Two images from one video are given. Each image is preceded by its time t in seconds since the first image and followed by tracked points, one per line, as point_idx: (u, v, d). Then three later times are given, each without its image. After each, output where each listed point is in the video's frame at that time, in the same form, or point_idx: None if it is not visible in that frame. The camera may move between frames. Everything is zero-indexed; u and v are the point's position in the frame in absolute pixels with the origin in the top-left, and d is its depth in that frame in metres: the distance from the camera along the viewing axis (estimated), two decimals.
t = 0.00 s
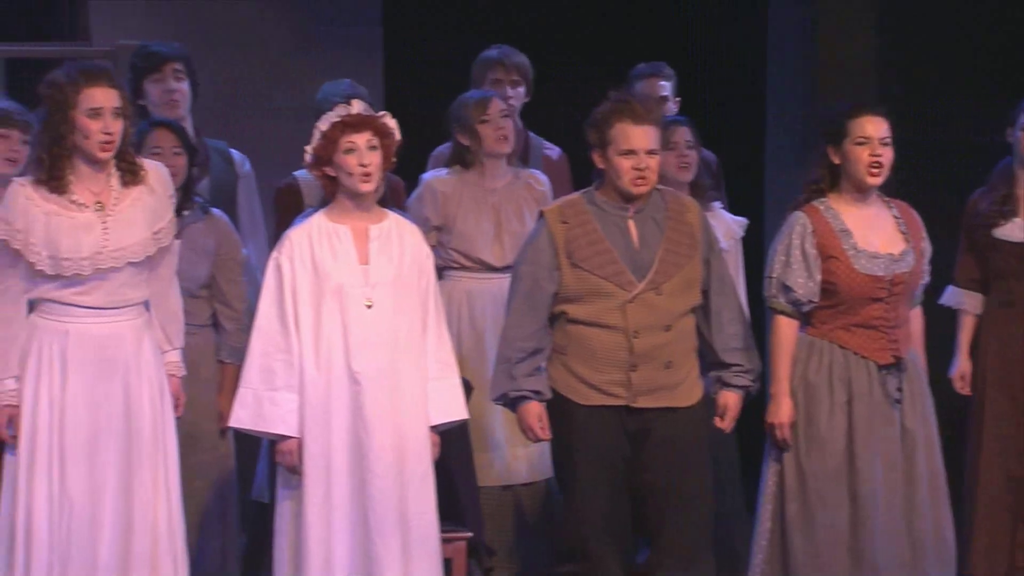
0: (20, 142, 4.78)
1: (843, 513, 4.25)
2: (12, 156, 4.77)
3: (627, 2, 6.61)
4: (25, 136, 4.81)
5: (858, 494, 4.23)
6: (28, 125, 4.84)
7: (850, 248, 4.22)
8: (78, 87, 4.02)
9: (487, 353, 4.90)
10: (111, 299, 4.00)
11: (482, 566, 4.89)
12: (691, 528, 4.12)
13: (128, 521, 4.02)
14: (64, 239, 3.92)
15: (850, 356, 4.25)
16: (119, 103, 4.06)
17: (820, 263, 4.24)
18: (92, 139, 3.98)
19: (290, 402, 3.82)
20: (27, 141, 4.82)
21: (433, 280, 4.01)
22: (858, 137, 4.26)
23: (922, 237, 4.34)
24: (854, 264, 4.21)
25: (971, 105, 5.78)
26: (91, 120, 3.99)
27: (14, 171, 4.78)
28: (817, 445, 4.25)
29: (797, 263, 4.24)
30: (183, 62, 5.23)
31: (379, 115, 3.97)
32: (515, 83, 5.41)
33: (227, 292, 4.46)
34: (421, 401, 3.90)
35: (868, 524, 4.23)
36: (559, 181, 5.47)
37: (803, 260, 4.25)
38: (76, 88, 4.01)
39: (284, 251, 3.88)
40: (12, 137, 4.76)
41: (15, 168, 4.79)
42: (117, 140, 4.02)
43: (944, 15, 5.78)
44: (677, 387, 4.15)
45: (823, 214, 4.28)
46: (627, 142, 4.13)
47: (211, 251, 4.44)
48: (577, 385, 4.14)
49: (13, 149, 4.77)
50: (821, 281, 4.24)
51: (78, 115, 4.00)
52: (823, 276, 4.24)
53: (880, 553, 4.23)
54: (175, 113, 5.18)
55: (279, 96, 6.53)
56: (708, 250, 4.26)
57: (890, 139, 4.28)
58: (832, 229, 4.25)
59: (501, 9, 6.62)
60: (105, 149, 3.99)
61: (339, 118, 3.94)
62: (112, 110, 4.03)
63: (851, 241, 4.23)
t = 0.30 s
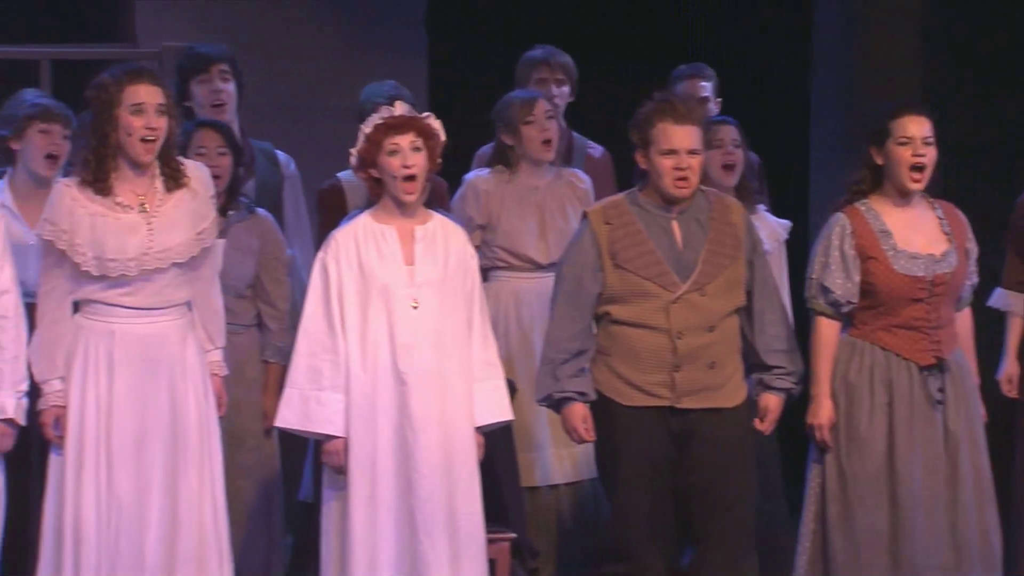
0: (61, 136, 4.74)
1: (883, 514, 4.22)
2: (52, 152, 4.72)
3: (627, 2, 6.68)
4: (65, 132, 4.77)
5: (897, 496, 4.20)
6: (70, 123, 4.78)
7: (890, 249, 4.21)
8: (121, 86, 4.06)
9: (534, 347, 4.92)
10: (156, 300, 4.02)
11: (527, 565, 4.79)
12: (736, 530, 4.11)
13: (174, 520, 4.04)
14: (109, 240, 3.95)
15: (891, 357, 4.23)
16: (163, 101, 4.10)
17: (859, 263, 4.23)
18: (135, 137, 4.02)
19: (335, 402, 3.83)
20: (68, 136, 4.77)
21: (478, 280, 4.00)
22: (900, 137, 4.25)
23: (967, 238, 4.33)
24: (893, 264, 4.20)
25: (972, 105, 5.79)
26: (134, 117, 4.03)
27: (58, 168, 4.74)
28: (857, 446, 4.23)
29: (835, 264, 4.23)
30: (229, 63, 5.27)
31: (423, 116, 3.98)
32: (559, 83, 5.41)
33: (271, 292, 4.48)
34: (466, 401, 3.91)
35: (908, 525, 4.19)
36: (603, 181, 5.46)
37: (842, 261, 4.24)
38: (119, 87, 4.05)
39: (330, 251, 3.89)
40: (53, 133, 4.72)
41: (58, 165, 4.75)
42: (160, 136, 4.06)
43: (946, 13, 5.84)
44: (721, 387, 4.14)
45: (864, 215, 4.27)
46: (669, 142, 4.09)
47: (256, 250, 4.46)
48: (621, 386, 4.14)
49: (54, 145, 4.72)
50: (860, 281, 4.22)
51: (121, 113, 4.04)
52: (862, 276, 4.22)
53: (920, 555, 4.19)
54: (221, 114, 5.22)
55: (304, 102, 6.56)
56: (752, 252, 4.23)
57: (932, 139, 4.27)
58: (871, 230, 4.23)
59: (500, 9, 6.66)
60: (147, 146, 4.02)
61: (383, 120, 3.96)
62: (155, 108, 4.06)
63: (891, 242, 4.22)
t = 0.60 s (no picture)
0: (106, 137, 4.77)
1: (926, 516, 4.20)
2: (97, 151, 4.76)
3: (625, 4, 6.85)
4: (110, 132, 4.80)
5: (942, 498, 4.17)
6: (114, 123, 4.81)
7: (932, 248, 4.19)
8: (167, 93, 4.05)
9: (577, 345, 4.90)
10: (201, 301, 4.04)
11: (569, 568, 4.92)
12: (780, 532, 4.10)
13: (221, 521, 4.06)
14: (154, 241, 3.97)
15: (935, 358, 4.20)
16: (207, 110, 4.09)
17: (901, 264, 4.21)
18: (179, 145, 4.03)
19: (381, 404, 3.84)
20: (113, 137, 4.80)
21: (524, 281, 4.00)
22: (943, 141, 4.21)
23: (1012, 240, 4.28)
24: (935, 264, 4.17)
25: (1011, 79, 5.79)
26: (177, 127, 4.04)
27: (102, 167, 4.78)
28: (901, 447, 4.20)
29: (877, 265, 4.22)
30: (275, 65, 5.31)
31: (467, 117, 3.98)
32: (603, 83, 5.40)
33: (315, 293, 4.49)
34: (512, 401, 3.91)
35: (952, 528, 4.16)
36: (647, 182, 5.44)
37: (883, 262, 4.22)
38: (165, 94, 4.05)
39: (377, 254, 3.91)
40: (98, 133, 4.75)
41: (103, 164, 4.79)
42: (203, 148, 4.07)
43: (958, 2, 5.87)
44: (764, 390, 4.12)
45: (906, 215, 4.25)
46: (714, 144, 4.08)
47: (299, 251, 4.48)
48: (664, 388, 4.13)
49: (99, 145, 4.76)
50: (903, 282, 4.20)
51: (166, 122, 4.04)
52: (904, 277, 4.20)
53: (965, 557, 4.16)
54: (266, 115, 5.25)
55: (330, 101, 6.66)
56: (796, 253, 4.23)
57: (976, 142, 4.22)
58: (913, 230, 4.21)
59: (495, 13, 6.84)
60: (190, 155, 4.03)
61: (428, 121, 3.96)
62: (199, 117, 4.06)
63: (933, 242, 4.19)
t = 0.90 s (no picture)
0: (152, 139, 4.78)
1: (967, 516, 4.17)
2: (143, 153, 4.77)
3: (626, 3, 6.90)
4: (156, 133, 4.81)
5: (984, 498, 4.14)
6: (160, 125, 4.83)
7: (974, 247, 4.16)
8: (209, 94, 4.08)
9: (618, 351, 4.90)
10: (245, 302, 4.06)
11: (612, 569, 4.90)
12: (823, 534, 4.08)
13: (265, 521, 4.08)
14: (199, 242, 3.99)
15: (976, 357, 4.17)
16: (250, 111, 4.11)
17: (942, 262, 4.18)
18: (219, 146, 4.05)
19: (426, 406, 3.86)
20: (159, 138, 4.82)
21: (570, 280, 4.02)
22: (988, 149, 4.16)
23: None
24: (977, 262, 4.15)
25: None
26: (218, 127, 4.05)
27: (148, 169, 4.79)
28: (943, 447, 4.18)
29: (918, 263, 4.20)
30: (329, 70, 5.33)
31: (515, 117, 4.03)
32: (646, 83, 5.39)
33: (358, 294, 4.49)
34: (559, 403, 3.91)
35: (995, 528, 4.13)
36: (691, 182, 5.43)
37: (924, 259, 4.20)
38: (207, 95, 4.08)
39: (423, 255, 3.93)
40: (144, 135, 4.77)
41: (149, 166, 4.80)
42: (244, 148, 4.08)
43: None
44: (807, 391, 4.11)
45: (950, 216, 4.22)
46: (754, 145, 4.03)
47: (343, 253, 4.48)
48: (707, 389, 4.13)
49: (146, 146, 4.77)
50: (944, 280, 4.18)
51: (209, 122, 4.07)
52: (944, 275, 4.18)
53: (1007, 557, 4.13)
54: (316, 120, 5.27)
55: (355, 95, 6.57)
56: (840, 254, 4.20)
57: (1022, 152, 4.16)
58: (955, 229, 4.18)
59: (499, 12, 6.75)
60: (232, 155, 4.05)
61: (477, 120, 4.01)
62: (241, 117, 4.08)
63: (975, 241, 4.16)
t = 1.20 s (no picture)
0: (190, 138, 4.81)
1: (1005, 516, 4.15)
2: (182, 153, 4.80)
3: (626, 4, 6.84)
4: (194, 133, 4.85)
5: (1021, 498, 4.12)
6: (198, 125, 4.87)
7: (1011, 245, 4.14)
8: (245, 90, 4.14)
9: (652, 356, 4.89)
10: (284, 303, 4.08)
11: (649, 568, 4.90)
12: (860, 535, 4.08)
13: (302, 521, 4.10)
14: (238, 244, 4.02)
15: (1014, 357, 4.14)
16: (286, 105, 4.16)
17: (979, 261, 4.17)
18: (255, 141, 4.09)
19: (467, 407, 3.91)
20: (197, 138, 4.85)
21: (612, 280, 4.06)
22: None
23: None
24: (1013, 260, 4.13)
25: None
26: (254, 121, 4.10)
27: (186, 169, 4.82)
28: (980, 447, 4.16)
29: (954, 262, 4.20)
30: (382, 80, 5.38)
31: (550, 116, 4.10)
32: (683, 82, 5.39)
33: (396, 294, 4.50)
34: (600, 402, 3.93)
35: None
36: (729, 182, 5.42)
37: (961, 259, 4.20)
38: (243, 91, 4.14)
39: (464, 255, 3.98)
40: (183, 134, 4.80)
41: (187, 166, 4.83)
42: (281, 143, 4.11)
43: None
44: (843, 392, 4.10)
45: (989, 216, 4.20)
46: (794, 146, 4.04)
47: (381, 253, 4.50)
48: (743, 389, 4.13)
49: (185, 146, 4.80)
50: (980, 279, 4.17)
51: (244, 117, 4.12)
52: (981, 274, 4.17)
53: None
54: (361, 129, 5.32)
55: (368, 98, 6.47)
56: (877, 254, 4.19)
57: None
58: (993, 229, 4.17)
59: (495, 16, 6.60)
60: (268, 152, 4.09)
61: (512, 121, 4.08)
62: (277, 111, 4.12)
63: (1013, 240, 4.14)
